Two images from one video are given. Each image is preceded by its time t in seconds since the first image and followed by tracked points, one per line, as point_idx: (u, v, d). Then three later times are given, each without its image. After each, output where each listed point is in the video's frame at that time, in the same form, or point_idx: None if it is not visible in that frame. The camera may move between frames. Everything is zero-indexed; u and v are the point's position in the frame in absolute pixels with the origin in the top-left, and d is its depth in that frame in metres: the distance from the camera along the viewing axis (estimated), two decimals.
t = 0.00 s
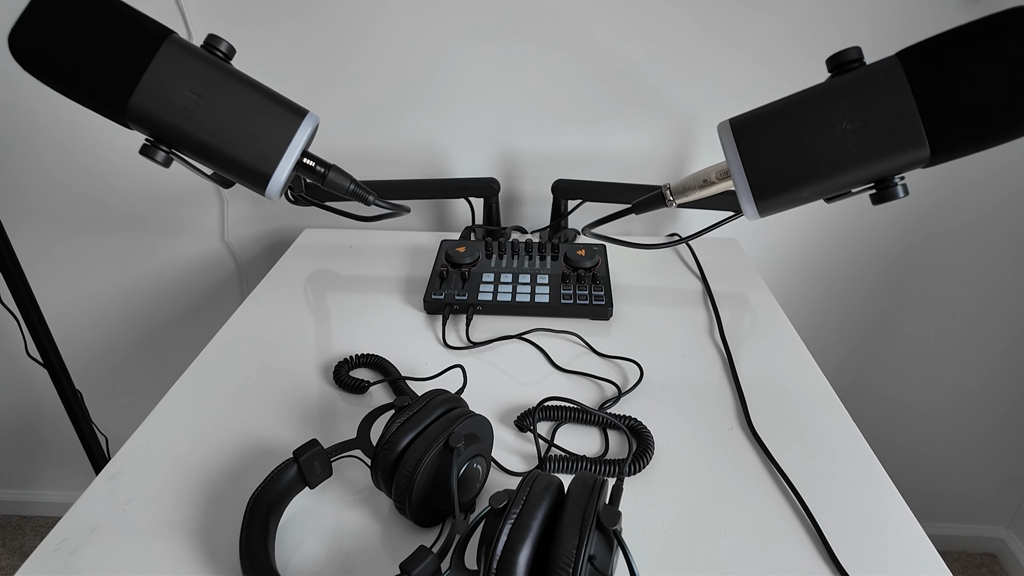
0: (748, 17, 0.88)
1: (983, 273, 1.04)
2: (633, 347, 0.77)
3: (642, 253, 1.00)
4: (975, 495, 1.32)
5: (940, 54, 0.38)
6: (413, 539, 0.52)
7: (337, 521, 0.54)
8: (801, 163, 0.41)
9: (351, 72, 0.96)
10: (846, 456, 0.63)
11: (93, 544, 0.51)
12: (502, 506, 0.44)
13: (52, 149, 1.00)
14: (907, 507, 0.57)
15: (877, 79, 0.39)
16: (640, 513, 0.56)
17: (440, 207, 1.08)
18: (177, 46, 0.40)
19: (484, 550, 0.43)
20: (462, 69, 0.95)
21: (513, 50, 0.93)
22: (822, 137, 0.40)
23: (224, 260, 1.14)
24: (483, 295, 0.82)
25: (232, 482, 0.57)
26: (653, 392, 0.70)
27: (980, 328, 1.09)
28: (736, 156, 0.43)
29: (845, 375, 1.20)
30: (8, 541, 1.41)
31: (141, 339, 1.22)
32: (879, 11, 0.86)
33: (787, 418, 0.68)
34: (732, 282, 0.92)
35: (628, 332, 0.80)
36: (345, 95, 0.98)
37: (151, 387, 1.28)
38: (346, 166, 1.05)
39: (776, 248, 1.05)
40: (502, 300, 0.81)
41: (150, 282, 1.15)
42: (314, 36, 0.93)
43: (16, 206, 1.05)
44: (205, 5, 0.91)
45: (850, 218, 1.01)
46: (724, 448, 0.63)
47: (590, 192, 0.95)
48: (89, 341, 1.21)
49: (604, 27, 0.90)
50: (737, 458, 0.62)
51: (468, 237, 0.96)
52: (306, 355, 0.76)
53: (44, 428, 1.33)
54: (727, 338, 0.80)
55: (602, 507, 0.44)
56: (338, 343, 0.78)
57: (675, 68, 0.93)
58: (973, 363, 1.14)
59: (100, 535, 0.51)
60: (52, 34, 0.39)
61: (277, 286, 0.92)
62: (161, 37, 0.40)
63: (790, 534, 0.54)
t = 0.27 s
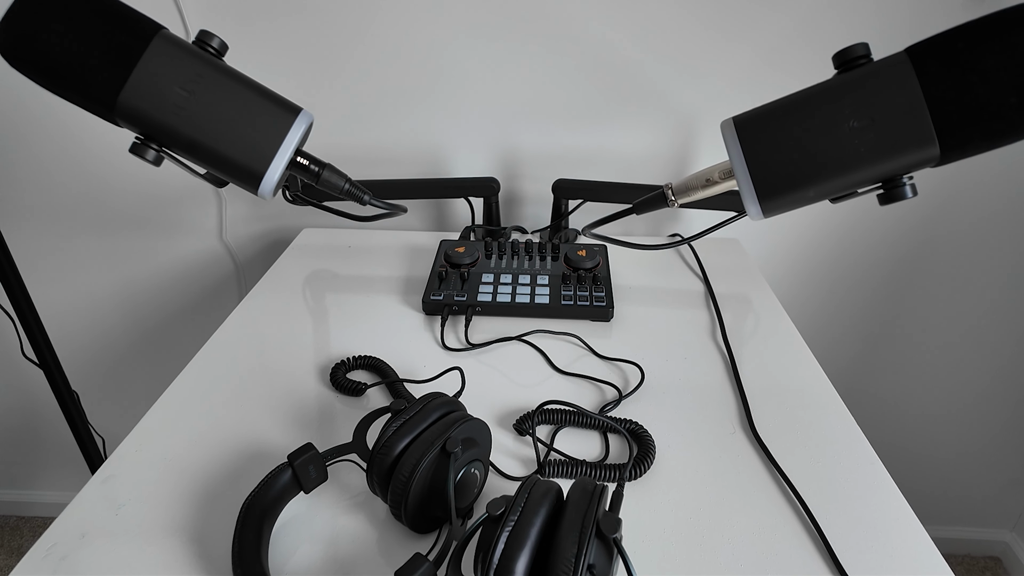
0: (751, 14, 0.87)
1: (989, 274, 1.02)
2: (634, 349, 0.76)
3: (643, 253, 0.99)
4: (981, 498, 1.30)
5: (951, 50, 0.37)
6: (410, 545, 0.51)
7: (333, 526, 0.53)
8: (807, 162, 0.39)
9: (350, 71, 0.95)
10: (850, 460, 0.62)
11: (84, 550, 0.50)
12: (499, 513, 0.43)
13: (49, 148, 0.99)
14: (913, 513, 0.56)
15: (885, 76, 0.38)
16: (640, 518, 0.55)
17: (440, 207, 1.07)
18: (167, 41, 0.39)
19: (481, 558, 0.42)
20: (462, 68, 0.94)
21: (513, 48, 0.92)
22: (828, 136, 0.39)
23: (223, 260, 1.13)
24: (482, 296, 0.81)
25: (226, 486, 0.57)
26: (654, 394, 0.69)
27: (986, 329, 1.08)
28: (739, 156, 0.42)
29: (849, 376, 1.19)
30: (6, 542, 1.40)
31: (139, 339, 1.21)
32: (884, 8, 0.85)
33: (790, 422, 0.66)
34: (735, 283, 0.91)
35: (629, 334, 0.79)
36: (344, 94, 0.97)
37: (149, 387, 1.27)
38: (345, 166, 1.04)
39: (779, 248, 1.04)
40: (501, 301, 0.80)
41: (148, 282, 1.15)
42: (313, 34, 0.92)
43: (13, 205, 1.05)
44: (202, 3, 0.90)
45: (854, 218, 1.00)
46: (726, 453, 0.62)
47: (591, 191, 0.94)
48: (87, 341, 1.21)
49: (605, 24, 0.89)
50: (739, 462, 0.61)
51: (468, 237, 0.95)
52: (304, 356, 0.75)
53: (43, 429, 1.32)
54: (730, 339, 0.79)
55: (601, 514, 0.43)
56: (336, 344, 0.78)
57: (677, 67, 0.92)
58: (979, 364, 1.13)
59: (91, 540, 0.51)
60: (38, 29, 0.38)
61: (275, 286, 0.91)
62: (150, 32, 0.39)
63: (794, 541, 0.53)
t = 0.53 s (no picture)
0: (755, 11, 0.86)
1: (995, 275, 1.01)
2: (635, 351, 0.75)
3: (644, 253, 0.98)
4: (984, 500, 1.29)
5: (964, 44, 0.36)
6: (404, 551, 0.50)
7: (327, 531, 0.52)
8: (813, 159, 0.38)
9: (348, 68, 0.94)
10: (856, 465, 0.60)
11: (72, 555, 0.49)
12: (496, 520, 0.42)
13: (44, 145, 0.98)
14: (921, 519, 0.55)
15: (895, 70, 0.37)
16: (640, 524, 0.54)
17: (439, 206, 1.06)
18: (154, 36, 0.39)
19: (477, 566, 0.41)
20: (462, 65, 0.93)
21: (513, 45, 0.90)
22: (835, 132, 0.38)
23: (220, 259, 1.12)
24: (481, 296, 0.80)
25: (219, 490, 0.56)
26: (655, 397, 0.68)
27: (991, 331, 1.07)
28: (743, 153, 0.41)
29: (851, 378, 1.17)
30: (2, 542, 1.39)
31: (135, 339, 1.20)
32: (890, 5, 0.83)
33: (794, 425, 0.65)
34: (737, 284, 0.89)
35: (630, 335, 0.78)
36: (342, 92, 0.96)
37: (146, 387, 1.26)
38: (343, 164, 1.03)
39: (782, 248, 1.03)
40: (500, 301, 0.79)
41: (144, 281, 1.14)
42: (310, 30, 0.91)
43: (8, 203, 1.04)
44: None
45: (858, 218, 0.99)
46: (728, 457, 0.61)
47: (592, 190, 0.93)
48: (83, 340, 1.20)
49: (607, 21, 0.88)
50: (741, 467, 0.60)
51: (467, 237, 0.94)
52: (300, 357, 0.74)
53: (39, 428, 1.31)
54: (732, 341, 0.78)
55: (600, 522, 0.42)
56: (332, 345, 0.76)
57: (679, 64, 0.91)
58: (984, 366, 1.11)
59: (79, 545, 0.50)
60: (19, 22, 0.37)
61: (272, 285, 0.90)
62: (138, 26, 0.39)
63: (797, 548, 0.52)
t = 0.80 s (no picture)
0: (760, 6, 0.84)
1: (1003, 274, 0.99)
2: (637, 352, 0.74)
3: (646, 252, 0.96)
4: (990, 502, 1.28)
5: (981, 34, 0.34)
6: (399, 559, 0.49)
7: (321, 537, 0.51)
8: (822, 155, 0.37)
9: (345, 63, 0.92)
10: (862, 468, 0.59)
11: (59, 562, 0.48)
12: (493, 528, 0.41)
13: (38, 142, 0.97)
14: (929, 526, 0.53)
15: (908, 63, 0.35)
16: (642, 530, 0.52)
17: (438, 204, 1.05)
18: (139, 26, 0.38)
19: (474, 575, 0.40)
20: (462, 61, 0.91)
21: (513, 41, 0.89)
22: (846, 127, 0.36)
23: (217, 257, 1.11)
24: (480, 296, 0.78)
25: (210, 496, 0.54)
26: (657, 399, 0.66)
27: (998, 331, 1.05)
28: (749, 149, 0.39)
29: (856, 379, 1.16)
30: None
31: (132, 338, 1.19)
32: None
33: (799, 428, 0.64)
34: (740, 283, 0.88)
35: (632, 336, 0.77)
36: (340, 88, 0.95)
37: (143, 386, 1.25)
38: (342, 162, 1.02)
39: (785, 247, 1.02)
40: (500, 301, 0.78)
41: (141, 280, 1.13)
42: (308, 25, 0.90)
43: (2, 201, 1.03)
44: None
45: (864, 217, 0.97)
46: (732, 460, 0.60)
47: (593, 188, 0.92)
48: (79, 339, 1.18)
49: (609, 16, 0.86)
50: (745, 471, 0.58)
51: (467, 235, 0.93)
52: (296, 358, 0.73)
53: (35, 428, 1.30)
54: (735, 341, 0.76)
55: (601, 530, 0.41)
56: (329, 345, 0.75)
57: (682, 60, 0.89)
58: (990, 367, 1.10)
59: (67, 551, 0.49)
60: None
61: (269, 284, 0.89)
62: (122, 17, 0.37)
63: (803, 555, 0.51)
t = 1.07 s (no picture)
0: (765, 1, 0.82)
1: (1012, 275, 0.97)
2: (639, 355, 0.72)
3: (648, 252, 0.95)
4: (996, 505, 1.26)
5: (1001, 27, 0.33)
6: (393, 569, 0.48)
7: (314, 545, 0.49)
8: (833, 153, 0.36)
9: (343, 60, 0.91)
10: (870, 475, 0.57)
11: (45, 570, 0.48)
12: (489, 540, 0.39)
13: (32, 141, 0.95)
14: (938, 535, 0.52)
15: (924, 57, 0.34)
16: (642, 538, 0.51)
17: (437, 203, 1.04)
18: (121, 19, 0.37)
19: None
20: (461, 58, 0.90)
21: (513, 38, 0.87)
22: (858, 124, 0.35)
23: (215, 257, 1.10)
24: (479, 297, 0.77)
25: (200, 505, 0.53)
26: (659, 403, 0.65)
27: (1005, 333, 1.04)
28: (757, 147, 0.38)
29: (860, 380, 1.14)
30: None
31: (129, 338, 1.18)
32: None
33: (804, 433, 0.62)
34: (744, 284, 0.87)
35: (633, 337, 0.75)
36: (338, 85, 0.93)
37: (140, 386, 1.24)
38: (340, 161, 1.00)
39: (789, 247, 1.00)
40: (499, 302, 0.76)
41: (137, 279, 1.11)
42: (305, 22, 0.88)
43: None
44: None
45: (870, 216, 0.96)
46: (736, 466, 0.58)
47: (595, 187, 0.90)
48: (76, 339, 1.17)
49: (611, 12, 0.85)
50: (749, 477, 0.57)
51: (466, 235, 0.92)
52: (291, 360, 0.71)
53: (32, 428, 1.29)
54: (739, 343, 0.75)
55: (601, 542, 0.39)
56: (325, 346, 0.74)
57: (686, 56, 0.88)
58: (997, 369, 1.08)
59: (53, 560, 0.48)
60: None
61: (265, 284, 0.88)
62: (104, 9, 0.36)
63: (809, 566, 0.49)
